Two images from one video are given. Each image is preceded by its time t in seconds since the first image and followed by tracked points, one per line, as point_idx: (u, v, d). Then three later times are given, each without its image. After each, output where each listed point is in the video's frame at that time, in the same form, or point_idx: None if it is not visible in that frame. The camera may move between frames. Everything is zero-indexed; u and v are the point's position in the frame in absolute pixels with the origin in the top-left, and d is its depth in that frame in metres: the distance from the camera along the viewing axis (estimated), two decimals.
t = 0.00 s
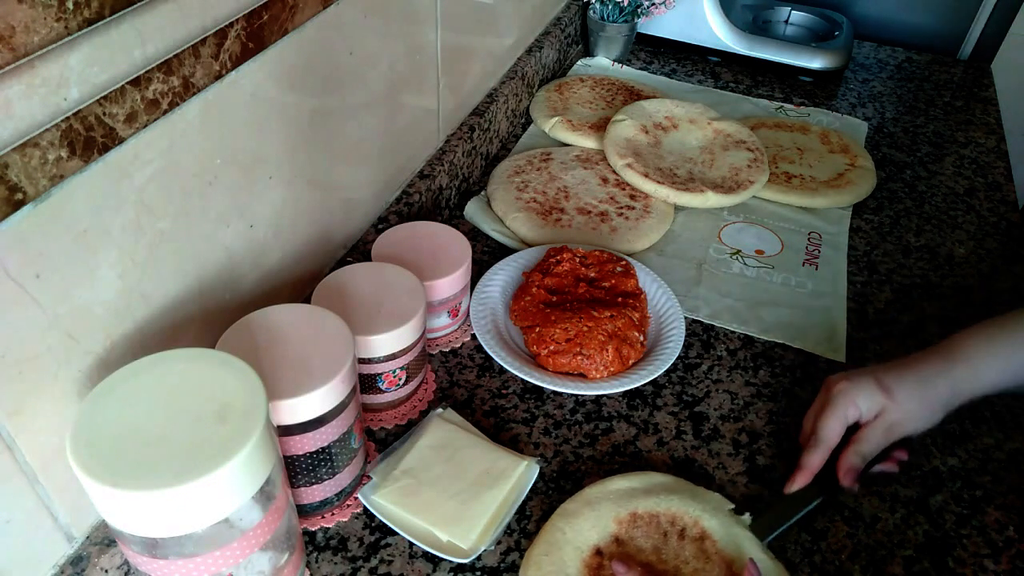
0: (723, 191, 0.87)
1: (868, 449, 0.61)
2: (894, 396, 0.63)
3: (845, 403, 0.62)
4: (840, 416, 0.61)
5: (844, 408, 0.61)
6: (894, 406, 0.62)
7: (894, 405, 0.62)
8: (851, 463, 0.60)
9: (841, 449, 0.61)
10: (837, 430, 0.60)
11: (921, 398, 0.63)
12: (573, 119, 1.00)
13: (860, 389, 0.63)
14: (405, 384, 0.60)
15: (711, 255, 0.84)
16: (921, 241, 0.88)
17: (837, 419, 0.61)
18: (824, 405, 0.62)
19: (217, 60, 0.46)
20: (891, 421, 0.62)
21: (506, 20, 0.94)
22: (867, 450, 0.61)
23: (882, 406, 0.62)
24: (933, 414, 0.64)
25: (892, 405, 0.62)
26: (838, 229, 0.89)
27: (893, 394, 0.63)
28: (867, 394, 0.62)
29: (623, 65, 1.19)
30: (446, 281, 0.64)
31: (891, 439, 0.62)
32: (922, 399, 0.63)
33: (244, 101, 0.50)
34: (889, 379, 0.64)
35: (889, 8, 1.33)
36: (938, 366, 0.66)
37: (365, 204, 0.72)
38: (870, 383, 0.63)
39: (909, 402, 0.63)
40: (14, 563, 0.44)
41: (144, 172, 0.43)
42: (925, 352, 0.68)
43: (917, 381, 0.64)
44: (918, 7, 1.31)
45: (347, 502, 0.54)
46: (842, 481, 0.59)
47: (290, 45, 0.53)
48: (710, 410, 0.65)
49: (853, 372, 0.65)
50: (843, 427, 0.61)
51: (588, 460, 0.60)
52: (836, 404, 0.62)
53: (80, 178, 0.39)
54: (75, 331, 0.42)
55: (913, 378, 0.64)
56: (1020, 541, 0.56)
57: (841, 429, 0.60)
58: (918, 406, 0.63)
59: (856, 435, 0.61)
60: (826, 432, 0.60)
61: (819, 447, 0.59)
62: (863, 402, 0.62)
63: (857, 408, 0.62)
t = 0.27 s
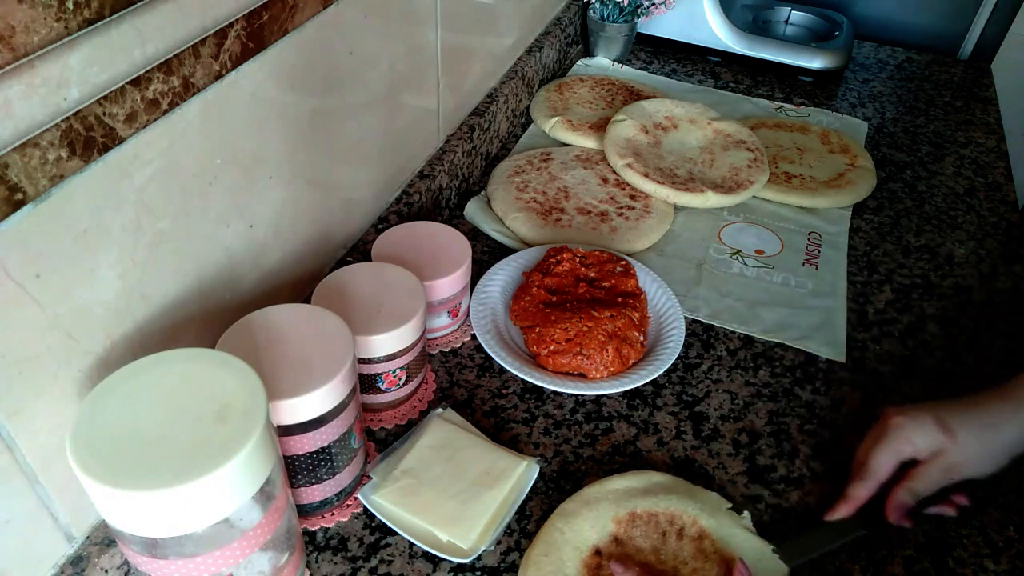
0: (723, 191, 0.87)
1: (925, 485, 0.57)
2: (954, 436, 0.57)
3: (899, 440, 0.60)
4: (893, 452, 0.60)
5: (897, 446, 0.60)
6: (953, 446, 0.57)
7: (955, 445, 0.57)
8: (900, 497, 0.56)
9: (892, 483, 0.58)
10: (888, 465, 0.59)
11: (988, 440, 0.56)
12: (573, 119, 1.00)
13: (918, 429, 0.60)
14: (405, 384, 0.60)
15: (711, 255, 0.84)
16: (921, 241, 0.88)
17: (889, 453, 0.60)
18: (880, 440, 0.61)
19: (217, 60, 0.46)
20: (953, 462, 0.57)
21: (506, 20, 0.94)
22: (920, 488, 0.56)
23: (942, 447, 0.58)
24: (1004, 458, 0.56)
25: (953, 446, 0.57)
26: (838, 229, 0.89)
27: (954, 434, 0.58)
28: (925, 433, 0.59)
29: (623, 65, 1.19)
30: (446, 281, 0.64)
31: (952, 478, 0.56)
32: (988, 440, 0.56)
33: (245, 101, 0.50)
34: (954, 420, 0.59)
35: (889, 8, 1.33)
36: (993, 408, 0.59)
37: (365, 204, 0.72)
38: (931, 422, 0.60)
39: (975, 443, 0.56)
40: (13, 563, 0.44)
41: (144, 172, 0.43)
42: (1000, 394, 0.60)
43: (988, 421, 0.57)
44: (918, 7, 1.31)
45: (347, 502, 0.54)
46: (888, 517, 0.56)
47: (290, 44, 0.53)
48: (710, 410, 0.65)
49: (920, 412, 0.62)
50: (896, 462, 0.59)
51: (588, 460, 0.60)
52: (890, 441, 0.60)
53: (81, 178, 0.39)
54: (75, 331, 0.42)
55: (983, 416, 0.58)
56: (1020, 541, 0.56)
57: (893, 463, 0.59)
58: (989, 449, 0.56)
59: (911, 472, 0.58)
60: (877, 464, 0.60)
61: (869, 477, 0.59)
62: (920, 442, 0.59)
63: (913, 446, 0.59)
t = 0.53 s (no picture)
0: (723, 191, 0.87)
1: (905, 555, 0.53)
2: (951, 506, 0.55)
3: (892, 497, 0.54)
4: (881, 507, 0.54)
5: (891, 500, 0.54)
6: (946, 520, 0.55)
7: (947, 517, 0.55)
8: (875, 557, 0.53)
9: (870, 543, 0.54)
10: (872, 523, 0.54)
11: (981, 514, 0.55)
12: (573, 119, 1.00)
13: (913, 488, 0.55)
14: (405, 384, 0.60)
15: (711, 255, 0.84)
16: (921, 241, 0.88)
17: (878, 509, 0.54)
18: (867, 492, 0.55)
19: (217, 60, 0.46)
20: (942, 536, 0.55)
21: (506, 20, 0.94)
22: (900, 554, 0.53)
23: (935, 514, 0.55)
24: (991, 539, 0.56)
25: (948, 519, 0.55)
26: (838, 229, 0.89)
27: (951, 507, 0.55)
28: (922, 497, 0.55)
29: (623, 64, 1.19)
30: (446, 281, 0.64)
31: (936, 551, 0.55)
32: (984, 518, 0.55)
33: (245, 101, 0.50)
34: (950, 483, 0.56)
35: (889, 8, 1.33)
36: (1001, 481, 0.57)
37: (365, 204, 0.72)
38: (930, 486, 0.55)
39: (972, 518, 0.55)
40: (13, 563, 0.44)
41: (144, 172, 0.43)
42: (1006, 466, 0.58)
43: (985, 495, 0.56)
44: (918, 7, 1.31)
45: (347, 502, 0.54)
46: None
47: (290, 45, 0.53)
48: (710, 410, 0.65)
49: (916, 467, 0.56)
50: (882, 520, 0.54)
51: (588, 460, 0.60)
52: (884, 495, 0.54)
53: (80, 178, 0.39)
54: (75, 330, 0.42)
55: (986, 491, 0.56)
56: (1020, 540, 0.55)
57: (877, 523, 0.54)
58: (978, 525, 0.55)
59: (892, 534, 0.54)
60: (859, 522, 0.54)
61: (848, 534, 0.53)
62: (913, 505, 0.55)
63: (903, 509, 0.54)
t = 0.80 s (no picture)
0: (723, 191, 0.87)
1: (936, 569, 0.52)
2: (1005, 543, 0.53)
3: (945, 531, 0.53)
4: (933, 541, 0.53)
5: (942, 535, 0.53)
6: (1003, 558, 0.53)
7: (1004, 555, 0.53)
8: None
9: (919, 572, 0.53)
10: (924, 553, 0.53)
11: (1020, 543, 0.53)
12: (573, 119, 1.00)
13: (967, 521, 0.54)
14: (405, 384, 0.60)
15: (711, 255, 0.84)
16: (921, 241, 0.88)
17: (929, 540, 0.53)
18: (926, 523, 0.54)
19: (217, 60, 0.46)
20: None
21: (506, 20, 0.94)
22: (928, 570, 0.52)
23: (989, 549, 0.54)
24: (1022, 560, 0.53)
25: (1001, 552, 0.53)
26: (838, 229, 0.89)
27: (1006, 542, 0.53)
28: (975, 533, 0.54)
29: (623, 64, 1.19)
30: (446, 281, 0.64)
31: None
32: None
33: (245, 101, 0.50)
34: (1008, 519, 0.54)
35: (889, 8, 1.33)
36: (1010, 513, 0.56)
37: (365, 204, 0.72)
38: (983, 519, 0.54)
39: None
40: (13, 564, 0.44)
41: (144, 172, 0.43)
42: None
43: None
44: (918, 7, 1.31)
45: (347, 502, 0.54)
46: None
47: (290, 45, 0.53)
48: (710, 410, 0.65)
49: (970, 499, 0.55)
50: (932, 551, 0.53)
51: (588, 461, 0.60)
52: (936, 528, 0.53)
53: (81, 178, 0.39)
54: (75, 330, 0.42)
55: None
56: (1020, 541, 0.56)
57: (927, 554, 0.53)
58: None
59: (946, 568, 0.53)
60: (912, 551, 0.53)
61: (893, 564, 0.52)
62: (967, 540, 0.54)
63: (956, 542, 0.54)
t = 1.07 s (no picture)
0: (723, 191, 0.87)
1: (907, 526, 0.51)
2: (959, 493, 0.43)
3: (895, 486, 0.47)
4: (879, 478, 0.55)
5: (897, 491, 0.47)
6: (954, 509, 0.43)
7: (957, 505, 0.43)
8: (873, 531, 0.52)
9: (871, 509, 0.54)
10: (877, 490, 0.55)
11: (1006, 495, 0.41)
12: (573, 119, 1.00)
13: (920, 478, 0.47)
14: (405, 384, 0.60)
15: (711, 255, 0.84)
16: (921, 241, 0.88)
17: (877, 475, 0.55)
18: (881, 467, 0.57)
19: (217, 60, 0.46)
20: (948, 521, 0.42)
21: (506, 20, 0.94)
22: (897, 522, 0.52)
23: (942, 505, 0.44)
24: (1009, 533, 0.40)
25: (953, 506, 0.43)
26: (838, 229, 0.89)
27: (958, 495, 0.43)
28: (927, 488, 0.46)
29: (623, 65, 1.19)
30: (445, 281, 0.64)
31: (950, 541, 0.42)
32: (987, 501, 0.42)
33: (245, 101, 0.50)
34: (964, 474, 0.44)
35: (889, 8, 1.33)
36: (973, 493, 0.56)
37: (365, 204, 0.72)
38: (937, 477, 0.46)
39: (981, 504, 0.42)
40: (12, 563, 0.44)
41: (144, 172, 0.43)
42: None
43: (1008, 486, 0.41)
44: (918, 7, 1.31)
45: (347, 502, 0.54)
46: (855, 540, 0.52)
47: (290, 45, 0.53)
48: (710, 410, 0.65)
49: (929, 462, 0.48)
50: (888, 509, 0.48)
51: (588, 460, 0.60)
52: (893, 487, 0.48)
53: (81, 178, 0.39)
54: (75, 331, 0.42)
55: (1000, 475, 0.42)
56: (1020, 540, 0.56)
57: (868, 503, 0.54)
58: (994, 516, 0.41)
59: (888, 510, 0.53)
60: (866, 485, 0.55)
61: (854, 519, 0.50)
62: (920, 496, 0.46)
63: (910, 498, 0.46)
